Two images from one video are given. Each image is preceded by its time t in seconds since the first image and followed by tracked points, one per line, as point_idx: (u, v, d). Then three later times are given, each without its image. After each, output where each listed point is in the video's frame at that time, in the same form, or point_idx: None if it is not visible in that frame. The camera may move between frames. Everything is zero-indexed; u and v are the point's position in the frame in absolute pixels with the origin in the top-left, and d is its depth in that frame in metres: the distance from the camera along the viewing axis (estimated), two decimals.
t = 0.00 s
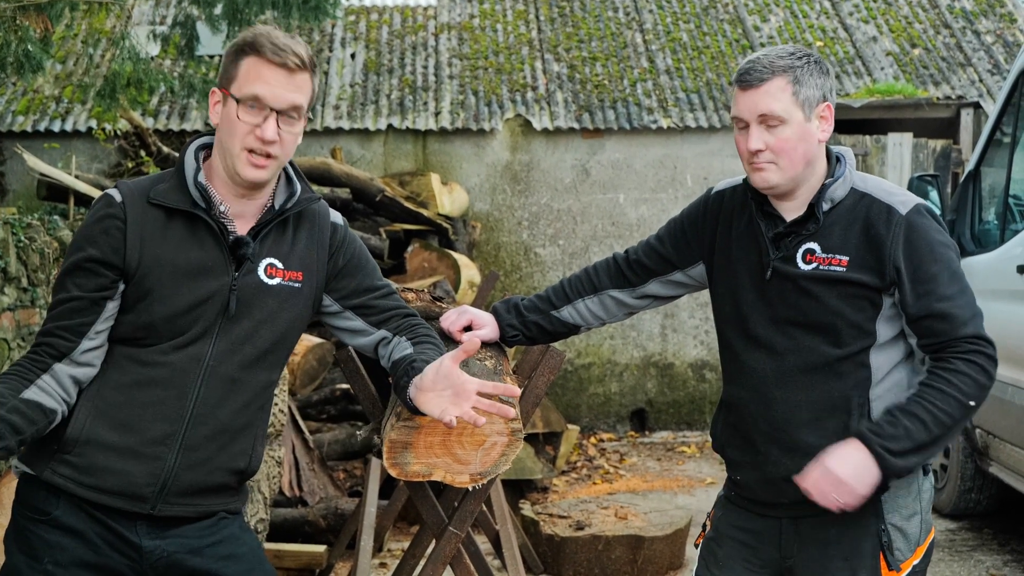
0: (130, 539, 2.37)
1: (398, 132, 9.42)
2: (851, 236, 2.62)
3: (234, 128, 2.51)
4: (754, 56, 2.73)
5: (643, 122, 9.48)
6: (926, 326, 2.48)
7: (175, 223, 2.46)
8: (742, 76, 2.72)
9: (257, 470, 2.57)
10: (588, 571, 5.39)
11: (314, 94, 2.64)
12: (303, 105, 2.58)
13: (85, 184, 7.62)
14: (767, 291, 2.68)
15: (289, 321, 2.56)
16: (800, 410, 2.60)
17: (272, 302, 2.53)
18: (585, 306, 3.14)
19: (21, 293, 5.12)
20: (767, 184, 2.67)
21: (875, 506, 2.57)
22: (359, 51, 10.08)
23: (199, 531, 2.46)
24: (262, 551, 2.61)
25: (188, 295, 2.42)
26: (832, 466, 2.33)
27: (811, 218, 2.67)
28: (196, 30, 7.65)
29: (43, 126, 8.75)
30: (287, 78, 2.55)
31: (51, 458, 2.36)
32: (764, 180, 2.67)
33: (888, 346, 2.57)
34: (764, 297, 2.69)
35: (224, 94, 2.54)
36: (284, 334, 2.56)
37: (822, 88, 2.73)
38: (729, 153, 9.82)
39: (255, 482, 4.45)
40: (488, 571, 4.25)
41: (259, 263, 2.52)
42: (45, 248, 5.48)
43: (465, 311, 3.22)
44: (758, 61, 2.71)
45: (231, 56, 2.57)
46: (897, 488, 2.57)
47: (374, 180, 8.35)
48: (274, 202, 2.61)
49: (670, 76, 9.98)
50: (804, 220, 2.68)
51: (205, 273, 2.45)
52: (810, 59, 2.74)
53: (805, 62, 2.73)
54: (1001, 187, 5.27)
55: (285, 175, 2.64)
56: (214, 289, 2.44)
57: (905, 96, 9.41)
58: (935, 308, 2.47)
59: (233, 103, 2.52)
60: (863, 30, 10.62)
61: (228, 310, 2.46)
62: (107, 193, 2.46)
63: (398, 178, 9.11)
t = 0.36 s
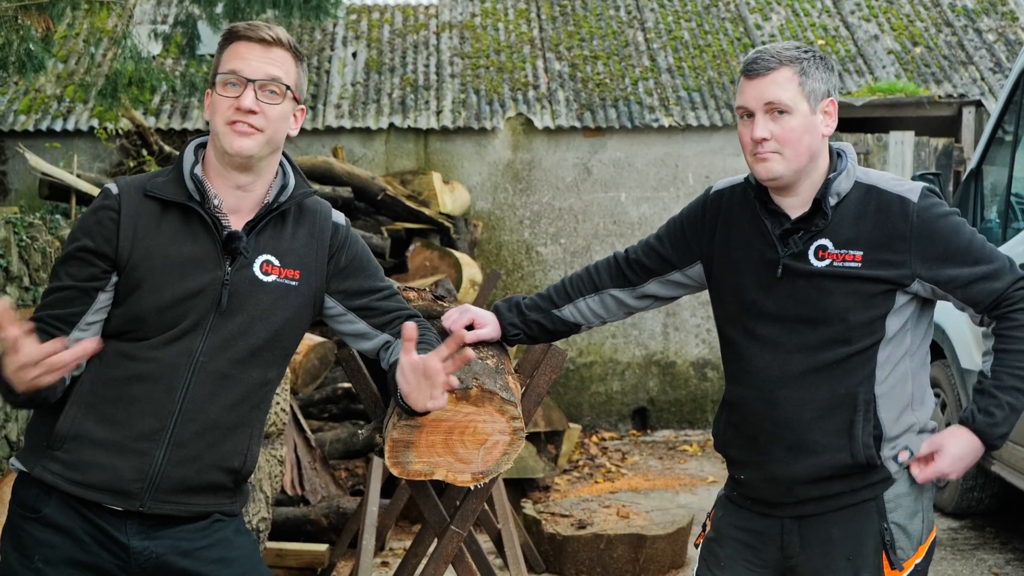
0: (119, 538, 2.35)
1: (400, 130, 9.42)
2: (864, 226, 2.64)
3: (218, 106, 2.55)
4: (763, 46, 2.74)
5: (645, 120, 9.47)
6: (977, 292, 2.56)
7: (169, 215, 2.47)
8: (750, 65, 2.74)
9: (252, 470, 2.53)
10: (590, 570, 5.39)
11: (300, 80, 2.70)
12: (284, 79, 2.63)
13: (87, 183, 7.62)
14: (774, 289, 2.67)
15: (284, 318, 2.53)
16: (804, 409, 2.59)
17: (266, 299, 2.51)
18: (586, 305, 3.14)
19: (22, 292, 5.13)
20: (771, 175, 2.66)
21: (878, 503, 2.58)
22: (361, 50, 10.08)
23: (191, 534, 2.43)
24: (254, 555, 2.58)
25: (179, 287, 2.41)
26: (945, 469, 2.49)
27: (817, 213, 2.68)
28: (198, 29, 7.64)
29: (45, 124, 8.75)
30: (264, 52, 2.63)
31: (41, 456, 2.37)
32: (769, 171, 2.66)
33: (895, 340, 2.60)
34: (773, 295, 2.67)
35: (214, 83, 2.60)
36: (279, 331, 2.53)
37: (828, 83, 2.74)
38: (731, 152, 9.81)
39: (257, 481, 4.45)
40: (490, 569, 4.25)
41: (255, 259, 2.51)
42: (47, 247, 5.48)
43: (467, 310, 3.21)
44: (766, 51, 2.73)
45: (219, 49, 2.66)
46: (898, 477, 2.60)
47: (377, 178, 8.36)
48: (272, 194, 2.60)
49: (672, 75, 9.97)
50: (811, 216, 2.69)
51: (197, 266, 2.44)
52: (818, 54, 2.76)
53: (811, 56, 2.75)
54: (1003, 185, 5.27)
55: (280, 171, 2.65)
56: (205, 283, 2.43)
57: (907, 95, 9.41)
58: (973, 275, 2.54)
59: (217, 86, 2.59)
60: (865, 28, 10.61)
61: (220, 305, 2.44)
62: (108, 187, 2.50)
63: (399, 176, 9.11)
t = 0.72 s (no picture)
0: (114, 538, 2.34)
1: (400, 128, 9.42)
2: (867, 225, 2.63)
3: (216, 102, 2.55)
4: (771, 42, 2.74)
5: (646, 117, 9.47)
6: (981, 292, 2.53)
7: (164, 206, 2.49)
8: (757, 62, 2.74)
9: (251, 465, 2.51)
10: (591, 567, 5.41)
11: (297, 74, 2.70)
12: (283, 76, 2.63)
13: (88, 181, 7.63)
14: (777, 284, 2.67)
15: (280, 309, 2.52)
16: (807, 405, 2.59)
17: (262, 288, 2.50)
18: (587, 301, 3.14)
19: (24, 290, 5.13)
20: (777, 171, 2.66)
21: (879, 500, 2.57)
22: (362, 47, 10.07)
23: (188, 536, 2.42)
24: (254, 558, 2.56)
25: (172, 272, 2.41)
26: (932, 460, 2.50)
27: (821, 211, 2.67)
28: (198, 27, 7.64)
29: (45, 122, 8.74)
30: (264, 49, 2.62)
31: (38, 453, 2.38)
32: (775, 168, 2.66)
33: (898, 337, 2.59)
34: (776, 290, 2.67)
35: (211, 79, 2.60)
36: (275, 322, 2.52)
37: (834, 79, 2.74)
38: (733, 149, 9.80)
39: (259, 478, 4.45)
40: (492, 566, 4.24)
41: (251, 250, 2.51)
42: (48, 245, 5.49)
43: (467, 307, 3.20)
44: (773, 47, 2.73)
45: (217, 46, 2.66)
46: (900, 469, 2.59)
47: (376, 175, 8.29)
48: (266, 186, 2.60)
49: (673, 72, 9.97)
50: (816, 213, 2.68)
51: (192, 253, 2.44)
52: (825, 51, 2.75)
53: (818, 52, 2.74)
54: (1005, 183, 5.26)
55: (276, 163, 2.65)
56: (199, 269, 2.43)
57: (908, 92, 9.40)
58: (977, 275, 2.53)
59: (216, 81, 2.59)
60: (866, 25, 10.60)
61: (215, 292, 2.44)
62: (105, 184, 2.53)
63: (400, 174, 9.10)
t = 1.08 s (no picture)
0: (126, 533, 2.34)
1: (403, 125, 9.41)
2: (865, 224, 2.62)
3: (224, 101, 2.53)
4: (766, 44, 2.72)
5: (649, 114, 9.46)
6: (971, 302, 2.50)
7: (168, 206, 2.47)
8: (752, 64, 2.72)
9: (260, 464, 2.51)
10: (593, 563, 5.41)
11: (304, 74, 2.69)
12: (291, 77, 2.62)
13: (91, 177, 7.62)
14: (779, 282, 2.67)
15: (286, 308, 2.53)
16: (809, 403, 2.58)
17: (268, 287, 2.50)
18: (590, 298, 3.13)
19: (26, 286, 5.14)
20: (777, 173, 2.66)
21: (878, 498, 2.56)
22: (365, 44, 10.07)
23: (199, 532, 2.42)
24: (264, 552, 2.55)
25: (179, 273, 2.41)
26: (920, 464, 2.49)
27: (820, 209, 2.66)
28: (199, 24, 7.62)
29: (48, 119, 8.75)
30: (272, 49, 2.61)
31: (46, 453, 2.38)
32: (774, 170, 2.65)
33: (898, 337, 2.58)
34: (777, 288, 2.67)
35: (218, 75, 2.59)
36: (281, 322, 2.52)
37: (831, 77, 2.72)
38: (735, 146, 9.79)
39: (262, 474, 4.45)
40: (493, 562, 4.24)
41: (257, 249, 2.51)
42: (50, 241, 5.49)
43: (470, 304, 3.21)
44: (769, 49, 2.71)
45: (219, 47, 2.64)
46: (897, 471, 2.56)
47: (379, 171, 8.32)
48: (270, 185, 2.60)
49: (675, 69, 9.95)
50: (815, 212, 2.67)
51: (198, 254, 2.44)
52: (821, 49, 2.74)
53: (814, 51, 2.73)
54: (1008, 179, 5.25)
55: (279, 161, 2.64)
56: (205, 270, 2.43)
57: (911, 88, 9.39)
58: (969, 283, 2.49)
59: (222, 82, 2.57)
60: (869, 22, 10.57)
61: (222, 293, 2.44)
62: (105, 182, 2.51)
63: (403, 170, 9.10)
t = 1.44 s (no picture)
0: (137, 534, 2.33)
1: (404, 123, 9.41)
2: (866, 223, 2.62)
3: (245, 101, 2.55)
4: (772, 36, 2.73)
5: (650, 112, 9.45)
6: (969, 303, 2.50)
7: (171, 203, 2.46)
8: (757, 57, 2.73)
9: (263, 459, 2.54)
10: (596, 562, 5.42)
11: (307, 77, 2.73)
12: (303, 81, 2.66)
13: (92, 176, 7.62)
14: (779, 281, 2.67)
15: (288, 305, 2.54)
16: (811, 401, 2.58)
17: (270, 284, 2.51)
18: (591, 296, 3.13)
19: (28, 285, 5.14)
20: (777, 166, 2.65)
21: (879, 496, 2.56)
22: (366, 42, 10.08)
23: (208, 528, 2.43)
24: (266, 546, 2.58)
25: (185, 268, 2.40)
26: (923, 465, 2.50)
27: (822, 207, 2.66)
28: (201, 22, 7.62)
29: (50, 117, 8.75)
30: (291, 53, 2.65)
31: (52, 454, 2.33)
32: (775, 162, 2.65)
33: (900, 335, 2.58)
34: (778, 286, 2.67)
35: (229, 71, 2.58)
36: (283, 318, 2.53)
37: (835, 74, 2.73)
38: (737, 144, 9.78)
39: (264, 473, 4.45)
40: (495, 560, 4.25)
41: (256, 245, 2.51)
42: (52, 240, 5.49)
43: (471, 302, 3.21)
44: (774, 41, 2.72)
45: (224, 39, 2.64)
46: (899, 471, 2.56)
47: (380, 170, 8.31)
48: (267, 185, 2.62)
49: (677, 67, 9.95)
50: (816, 210, 2.67)
51: (203, 249, 2.43)
52: (826, 46, 2.75)
53: (819, 47, 2.73)
54: (1010, 177, 5.25)
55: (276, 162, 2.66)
56: (210, 266, 2.42)
57: (913, 86, 9.38)
58: (969, 286, 2.49)
59: (234, 78, 2.57)
60: (870, 20, 10.56)
61: (226, 289, 2.43)
62: (104, 179, 2.47)
63: (404, 169, 9.09)
